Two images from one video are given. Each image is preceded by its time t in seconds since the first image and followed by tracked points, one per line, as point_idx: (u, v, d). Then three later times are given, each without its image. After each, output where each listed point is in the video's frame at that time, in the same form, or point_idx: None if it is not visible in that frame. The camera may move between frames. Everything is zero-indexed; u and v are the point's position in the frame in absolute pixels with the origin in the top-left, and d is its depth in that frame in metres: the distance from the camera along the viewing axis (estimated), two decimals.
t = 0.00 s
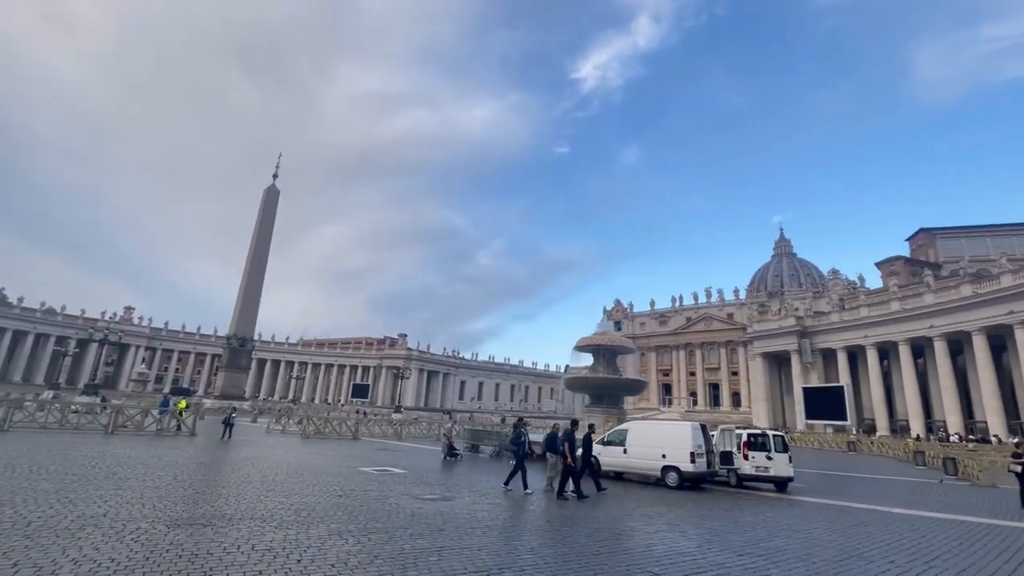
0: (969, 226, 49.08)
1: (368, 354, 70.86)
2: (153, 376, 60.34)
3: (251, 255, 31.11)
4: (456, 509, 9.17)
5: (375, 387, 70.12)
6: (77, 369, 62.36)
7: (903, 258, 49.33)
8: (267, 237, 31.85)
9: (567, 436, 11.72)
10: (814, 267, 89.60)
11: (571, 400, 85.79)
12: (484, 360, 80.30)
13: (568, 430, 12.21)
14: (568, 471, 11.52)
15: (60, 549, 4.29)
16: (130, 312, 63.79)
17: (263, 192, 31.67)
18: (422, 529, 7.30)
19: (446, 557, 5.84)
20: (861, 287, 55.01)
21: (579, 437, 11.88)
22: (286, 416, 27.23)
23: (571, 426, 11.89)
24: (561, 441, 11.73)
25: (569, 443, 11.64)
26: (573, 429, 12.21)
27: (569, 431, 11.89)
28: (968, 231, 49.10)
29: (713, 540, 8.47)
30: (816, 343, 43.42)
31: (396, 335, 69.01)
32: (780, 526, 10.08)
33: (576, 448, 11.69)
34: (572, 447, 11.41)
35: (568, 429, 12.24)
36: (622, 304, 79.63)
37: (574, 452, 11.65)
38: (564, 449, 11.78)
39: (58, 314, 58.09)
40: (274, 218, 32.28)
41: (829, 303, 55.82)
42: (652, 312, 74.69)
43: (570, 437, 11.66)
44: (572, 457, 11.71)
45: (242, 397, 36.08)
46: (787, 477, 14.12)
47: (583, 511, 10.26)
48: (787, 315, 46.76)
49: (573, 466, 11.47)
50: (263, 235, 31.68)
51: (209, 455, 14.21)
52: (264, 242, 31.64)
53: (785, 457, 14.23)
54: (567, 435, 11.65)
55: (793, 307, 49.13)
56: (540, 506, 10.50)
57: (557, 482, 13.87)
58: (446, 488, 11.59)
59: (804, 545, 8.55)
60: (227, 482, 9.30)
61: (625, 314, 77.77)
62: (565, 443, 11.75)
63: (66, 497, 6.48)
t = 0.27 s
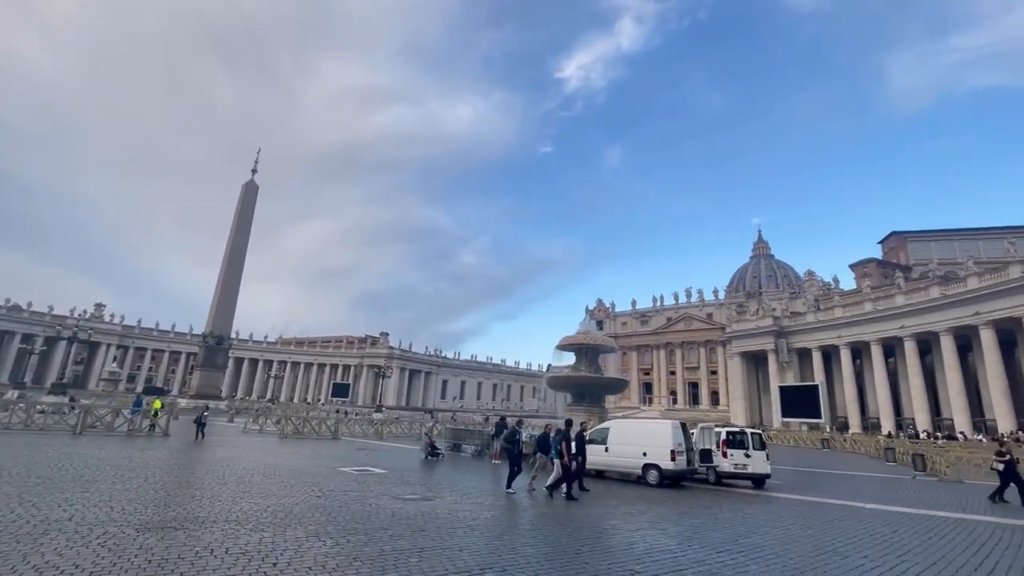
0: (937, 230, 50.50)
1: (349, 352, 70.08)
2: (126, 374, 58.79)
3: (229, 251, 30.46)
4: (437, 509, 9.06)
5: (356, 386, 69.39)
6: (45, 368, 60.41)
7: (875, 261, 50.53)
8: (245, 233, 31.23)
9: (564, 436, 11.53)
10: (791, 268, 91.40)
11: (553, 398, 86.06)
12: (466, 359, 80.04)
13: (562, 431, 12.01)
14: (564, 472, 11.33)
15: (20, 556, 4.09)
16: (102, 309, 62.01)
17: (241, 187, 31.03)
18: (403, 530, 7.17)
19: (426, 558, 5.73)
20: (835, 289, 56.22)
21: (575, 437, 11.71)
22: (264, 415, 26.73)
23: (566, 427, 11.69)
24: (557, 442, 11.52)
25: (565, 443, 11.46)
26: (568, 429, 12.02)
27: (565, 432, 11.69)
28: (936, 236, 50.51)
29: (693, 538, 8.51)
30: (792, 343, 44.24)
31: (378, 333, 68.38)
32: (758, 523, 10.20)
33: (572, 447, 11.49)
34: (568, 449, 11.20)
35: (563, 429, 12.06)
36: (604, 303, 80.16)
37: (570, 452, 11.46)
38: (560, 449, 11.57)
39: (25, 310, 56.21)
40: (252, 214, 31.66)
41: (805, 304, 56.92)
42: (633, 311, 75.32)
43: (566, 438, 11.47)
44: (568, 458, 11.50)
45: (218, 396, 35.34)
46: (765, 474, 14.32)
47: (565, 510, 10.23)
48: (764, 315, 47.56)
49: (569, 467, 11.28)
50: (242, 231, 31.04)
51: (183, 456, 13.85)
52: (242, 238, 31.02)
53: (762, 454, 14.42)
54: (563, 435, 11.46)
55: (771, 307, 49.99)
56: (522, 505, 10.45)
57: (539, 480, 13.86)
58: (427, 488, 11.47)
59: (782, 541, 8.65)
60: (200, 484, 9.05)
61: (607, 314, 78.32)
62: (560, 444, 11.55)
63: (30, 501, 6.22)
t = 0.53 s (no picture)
0: (910, 234, 51.97)
1: (331, 351, 69.31)
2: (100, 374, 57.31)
3: (207, 247, 29.85)
4: (419, 509, 8.98)
5: (338, 386, 68.66)
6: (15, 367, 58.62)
7: (851, 263, 51.60)
8: (225, 230, 30.65)
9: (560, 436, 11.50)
10: (771, 270, 92.95)
11: (536, 397, 86.25)
12: (450, 358, 79.74)
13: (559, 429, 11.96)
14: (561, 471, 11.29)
15: None
16: (74, 306, 60.36)
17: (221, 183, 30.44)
18: (384, 530, 7.09)
19: (407, 559, 5.65)
20: (813, 290, 57.30)
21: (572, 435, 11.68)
22: (243, 415, 26.26)
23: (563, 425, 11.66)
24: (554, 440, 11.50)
25: (563, 443, 11.45)
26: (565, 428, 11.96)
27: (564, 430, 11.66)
28: (909, 239, 52.00)
29: (674, 536, 8.56)
30: (771, 343, 44.95)
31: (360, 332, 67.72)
32: (738, 520, 10.32)
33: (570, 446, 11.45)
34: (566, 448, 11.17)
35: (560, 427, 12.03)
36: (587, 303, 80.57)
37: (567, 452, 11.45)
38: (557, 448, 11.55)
39: None
40: (232, 210, 31.07)
41: (783, 305, 57.91)
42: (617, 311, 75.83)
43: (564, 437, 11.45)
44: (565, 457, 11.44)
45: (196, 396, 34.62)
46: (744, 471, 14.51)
47: (549, 509, 10.21)
48: (745, 315, 48.26)
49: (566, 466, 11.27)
50: (221, 228, 30.45)
51: (158, 457, 13.53)
52: (222, 235, 30.43)
53: (742, 452, 14.62)
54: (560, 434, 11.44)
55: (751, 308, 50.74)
56: (505, 504, 10.43)
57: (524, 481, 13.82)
58: (410, 487, 11.39)
59: (761, 538, 8.75)
60: (174, 486, 8.81)
61: (591, 314, 78.75)
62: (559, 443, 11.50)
63: None
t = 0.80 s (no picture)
0: (887, 237, 53.13)
1: (314, 350, 68.54)
2: (74, 373, 55.90)
3: (187, 244, 29.28)
4: (401, 508, 8.90)
5: (321, 385, 67.93)
6: None
7: (830, 265, 52.50)
8: (205, 226, 30.08)
9: (556, 437, 11.27)
10: (752, 271, 94.30)
11: (521, 397, 86.33)
12: (434, 357, 79.36)
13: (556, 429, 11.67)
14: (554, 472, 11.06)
15: None
16: (47, 303, 58.75)
17: (201, 178, 29.88)
18: (365, 530, 7.00)
19: (386, 560, 5.57)
20: (793, 292, 58.20)
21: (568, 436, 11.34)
22: (222, 414, 25.81)
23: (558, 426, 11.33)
24: (549, 442, 11.28)
25: (558, 443, 11.24)
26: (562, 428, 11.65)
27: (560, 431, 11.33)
28: (886, 242, 53.16)
29: (656, 534, 8.62)
30: (752, 343, 45.56)
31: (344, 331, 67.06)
32: (718, 518, 10.42)
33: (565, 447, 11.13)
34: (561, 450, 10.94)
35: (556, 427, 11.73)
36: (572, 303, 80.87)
37: (562, 453, 11.24)
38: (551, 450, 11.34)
39: None
40: (212, 206, 30.50)
41: (765, 306, 58.72)
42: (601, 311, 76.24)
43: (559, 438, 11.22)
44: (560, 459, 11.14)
45: (174, 395, 33.95)
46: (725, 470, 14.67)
47: (532, 508, 10.20)
48: (727, 316, 48.88)
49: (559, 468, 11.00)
50: (201, 224, 29.87)
51: (133, 457, 13.23)
52: (202, 231, 29.86)
53: (723, 451, 14.77)
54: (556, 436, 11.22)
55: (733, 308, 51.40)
56: (487, 503, 10.39)
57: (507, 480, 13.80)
58: (392, 487, 11.31)
59: (740, 536, 8.83)
60: (148, 486, 8.61)
61: (576, 313, 79.07)
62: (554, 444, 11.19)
63: None
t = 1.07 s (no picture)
0: (866, 241, 54.16)
1: (297, 348, 67.72)
2: (47, 370, 54.45)
3: (165, 238, 28.65)
4: (382, 508, 8.80)
5: (304, 383, 67.18)
6: None
7: (810, 267, 53.34)
8: (185, 221, 29.46)
9: (552, 435, 11.08)
10: (735, 273, 95.49)
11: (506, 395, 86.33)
12: (419, 356, 78.94)
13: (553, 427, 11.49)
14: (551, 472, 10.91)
15: None
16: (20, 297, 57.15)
17: (180, 171, 29.25)
18: (344, 531, 6.90)
19: (363, 561, 5.47)
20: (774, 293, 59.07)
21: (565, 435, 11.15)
22: (200, 413, 25.33)
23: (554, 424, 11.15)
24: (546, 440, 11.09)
25: (554, 443, 11.04)
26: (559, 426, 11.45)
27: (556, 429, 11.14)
28: (865, 246, 54.17)
29: (637, 532, 8.65)
30: (734, 343, 46.11)
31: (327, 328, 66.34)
32: (700, 516, 10.50)
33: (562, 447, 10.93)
34: (556, 449, 10.70)
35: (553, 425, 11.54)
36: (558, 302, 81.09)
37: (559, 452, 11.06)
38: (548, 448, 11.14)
39: None
40: (192, 200, 29.89)
41: (746, 307, 59.50)
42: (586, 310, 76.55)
43: (555, 437, 11.02)
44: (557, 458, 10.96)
45: (151, 393, 33.26)
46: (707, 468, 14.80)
47: (514, 507, 10.18)
48: (709, 316, 49.43)
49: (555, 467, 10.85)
50: (180, 218, 29.24)
51: (106, 457, 12.90)
52: (181, 226, 29.25)
53: (705, 450, 14.91)
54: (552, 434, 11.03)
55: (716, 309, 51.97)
56: (470, 503, 10.34)
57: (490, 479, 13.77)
58: (374, 486, 11.21)
59: (721, 533, 8.90)
60: (120, 486, 8.39)
61: (561, 313, 79.30)
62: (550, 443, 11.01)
63: None
